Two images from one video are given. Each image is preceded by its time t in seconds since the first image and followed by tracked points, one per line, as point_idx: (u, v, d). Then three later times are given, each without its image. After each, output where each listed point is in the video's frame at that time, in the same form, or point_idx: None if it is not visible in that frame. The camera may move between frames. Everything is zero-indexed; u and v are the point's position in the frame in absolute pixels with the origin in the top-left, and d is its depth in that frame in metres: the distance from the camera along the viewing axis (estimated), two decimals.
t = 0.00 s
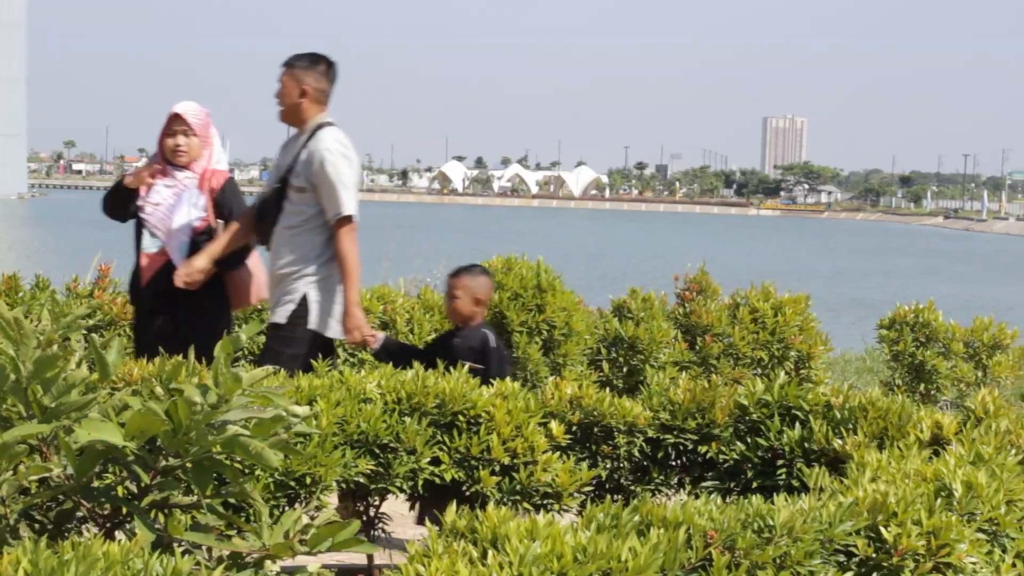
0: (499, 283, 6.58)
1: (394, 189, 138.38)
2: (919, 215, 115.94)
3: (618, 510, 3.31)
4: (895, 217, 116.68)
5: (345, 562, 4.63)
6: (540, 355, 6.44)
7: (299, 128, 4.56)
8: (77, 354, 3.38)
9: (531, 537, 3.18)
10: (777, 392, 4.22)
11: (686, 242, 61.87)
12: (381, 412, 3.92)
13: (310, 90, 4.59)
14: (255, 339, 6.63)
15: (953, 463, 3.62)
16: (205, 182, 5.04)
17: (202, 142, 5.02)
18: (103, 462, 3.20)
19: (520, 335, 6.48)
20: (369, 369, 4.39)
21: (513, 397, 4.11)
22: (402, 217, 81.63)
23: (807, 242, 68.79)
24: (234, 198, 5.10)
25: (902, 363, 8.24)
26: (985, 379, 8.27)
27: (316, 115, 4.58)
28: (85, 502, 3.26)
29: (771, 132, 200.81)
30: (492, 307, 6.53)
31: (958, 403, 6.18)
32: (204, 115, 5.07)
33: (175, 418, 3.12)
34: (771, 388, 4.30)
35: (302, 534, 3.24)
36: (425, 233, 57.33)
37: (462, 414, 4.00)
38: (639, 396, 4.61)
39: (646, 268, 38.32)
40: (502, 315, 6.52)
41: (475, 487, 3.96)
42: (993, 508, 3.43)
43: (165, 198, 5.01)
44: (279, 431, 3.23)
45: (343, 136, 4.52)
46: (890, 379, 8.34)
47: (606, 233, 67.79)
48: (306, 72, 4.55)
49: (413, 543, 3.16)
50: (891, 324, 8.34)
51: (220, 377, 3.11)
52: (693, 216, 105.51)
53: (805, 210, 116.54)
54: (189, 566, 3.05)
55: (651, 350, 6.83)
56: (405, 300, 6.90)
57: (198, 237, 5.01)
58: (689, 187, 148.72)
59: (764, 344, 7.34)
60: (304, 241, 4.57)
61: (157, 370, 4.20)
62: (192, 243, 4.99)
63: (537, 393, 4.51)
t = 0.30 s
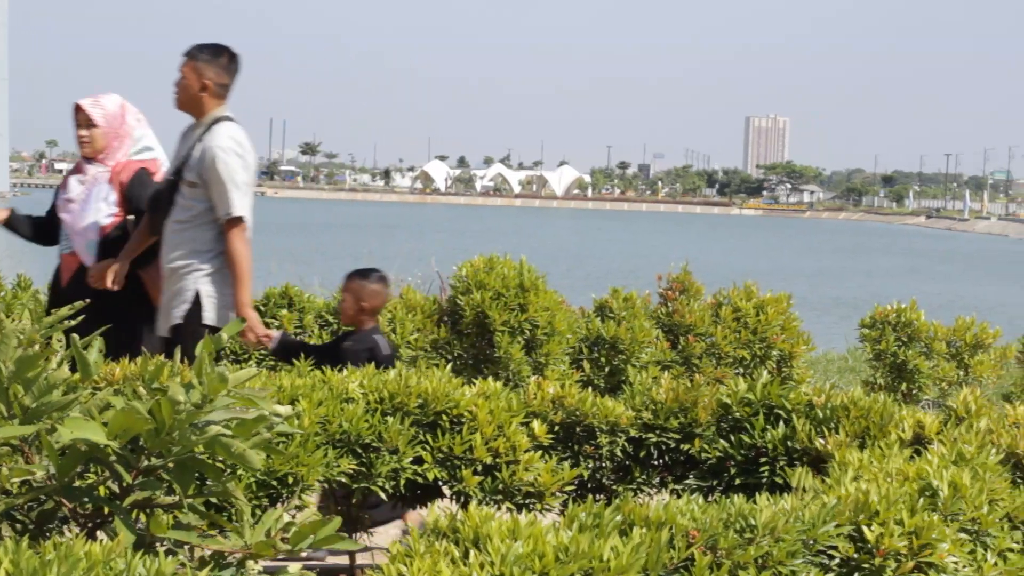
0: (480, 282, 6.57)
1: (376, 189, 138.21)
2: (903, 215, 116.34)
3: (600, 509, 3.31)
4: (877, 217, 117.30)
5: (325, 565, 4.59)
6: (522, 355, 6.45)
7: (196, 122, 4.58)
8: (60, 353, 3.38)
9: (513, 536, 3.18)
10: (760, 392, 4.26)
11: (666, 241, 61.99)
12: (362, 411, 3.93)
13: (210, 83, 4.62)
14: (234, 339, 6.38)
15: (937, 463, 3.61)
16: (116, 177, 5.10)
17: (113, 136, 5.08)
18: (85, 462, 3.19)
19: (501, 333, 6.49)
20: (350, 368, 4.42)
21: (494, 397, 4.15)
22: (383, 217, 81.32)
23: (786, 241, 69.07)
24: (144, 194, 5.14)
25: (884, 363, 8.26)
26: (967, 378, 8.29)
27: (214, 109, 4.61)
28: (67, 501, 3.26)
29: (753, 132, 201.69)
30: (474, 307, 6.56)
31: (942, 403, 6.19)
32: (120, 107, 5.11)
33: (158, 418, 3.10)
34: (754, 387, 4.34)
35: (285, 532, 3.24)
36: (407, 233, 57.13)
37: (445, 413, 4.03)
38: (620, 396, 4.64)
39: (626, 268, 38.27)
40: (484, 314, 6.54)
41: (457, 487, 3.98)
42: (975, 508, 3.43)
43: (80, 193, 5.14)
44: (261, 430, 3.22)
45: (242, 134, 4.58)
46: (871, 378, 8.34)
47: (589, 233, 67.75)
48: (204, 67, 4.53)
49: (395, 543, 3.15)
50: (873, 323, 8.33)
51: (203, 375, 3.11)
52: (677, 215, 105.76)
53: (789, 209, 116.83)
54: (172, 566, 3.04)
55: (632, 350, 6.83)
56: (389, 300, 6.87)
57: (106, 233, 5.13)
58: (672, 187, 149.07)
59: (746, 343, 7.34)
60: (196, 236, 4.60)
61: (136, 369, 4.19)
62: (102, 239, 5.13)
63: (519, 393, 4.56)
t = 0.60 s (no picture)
0: (456, 282, 6.56)
1: (354, 190, 137.68)
2: (878, 216, 116.74)
3: (576, 509, 3.31)
4: (856, 216, 117.82)
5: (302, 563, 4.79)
6: (497, 355, 6.44)
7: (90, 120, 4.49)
8: (34, 354, 3.37)
9: (488, 537, 3.17)
10: (735, 392, 4.34)
11: (641, 242, 61.96)
12: (338, 412, 4.05)
13: (105, 80, 4.55)
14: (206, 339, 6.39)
15: (912, 462, 3.62)
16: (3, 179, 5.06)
17: None
18: (59, 463, 3.18)
19: (477, 334, 6.46)
20: (328, 370, 4.56)
21: (470, 397, 4.27)
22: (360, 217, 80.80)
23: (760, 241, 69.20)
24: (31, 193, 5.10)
25: (859, 363, 8.25)
26: (941, 378, 8.36)
27: (109, 105, 4.51)
28: (42, 502, 3.26)
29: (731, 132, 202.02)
30: (449, 307, 6.54)
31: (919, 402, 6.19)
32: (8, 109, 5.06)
33: (131, 419, 3.10)
34: (728, 387, 4.43)
35: (260, 532, 3.23)
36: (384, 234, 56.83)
37: (421, 413, 4.16)
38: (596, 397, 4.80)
39: (602, 269, 38.06)
40: (459, 314, 6.52)
41: (432, 486, 4.06)
42: (950, 507, 3.44)
43: None
44: (235, 431, 3.21)
45: (137, 130, 4.49)
46: (845, 378, 8.34)
47: (564, 232, 67.54)
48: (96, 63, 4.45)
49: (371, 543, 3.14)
50: (849, 323, 8.36)
51: (177, 376, 3.10)
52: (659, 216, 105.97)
53: (765, 210, 117.09)
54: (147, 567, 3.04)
55: (608, 349, 6.84)
56: (364, 299, 6.92)
57: None
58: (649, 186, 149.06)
59: (722, 343, 7.33)
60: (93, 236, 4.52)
61: (115, 369, 4.18)
62: None
63: (496, 393, 4.67)
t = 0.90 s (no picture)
0: (435, 283, 6.53)
1: (334, 190, 137.22)
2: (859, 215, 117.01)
3: (555, 510, 3.32)
4: (836, 215, 118.21)
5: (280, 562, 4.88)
6: (475, 354, 6.43)
7: None
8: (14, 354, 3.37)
9: (467, 537, 3.17)
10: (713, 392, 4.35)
11: (618, 241, 61.92)
12: (316, 411, 4.07)
13: None
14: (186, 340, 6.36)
15: (889, 462, 3.63)
16: None
17: None
18: (38, 464, 3.18)
19: (455, 334, 6.45)
20: (306, 370, 4.59)
21: (448, 398, 4.28)
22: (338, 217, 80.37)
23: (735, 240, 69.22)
24: None
25: (836, 363, 8.26)
26: (919, 378, 8.35)
27: None
28: (19, 502, 3.26)
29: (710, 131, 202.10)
30: (428, 307, 6.54)
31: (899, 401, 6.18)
32: None
33: (111, 419, 3.10)
34: (706, 388, 4.46)
35: (240, 534, 3.23)
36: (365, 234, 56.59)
37: (400, 413, 4.17)
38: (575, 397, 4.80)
39: (577, 268, 37.89)
40: (438, 315, 6.51)
41: (410, 487, 4.07)
42: (928, 507, 3.45)
43: None
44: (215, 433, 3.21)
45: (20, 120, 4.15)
46: (823, 377, 8.35)
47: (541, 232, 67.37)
48: None
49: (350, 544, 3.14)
50: (826, 323, 8.38)
51: (157, 377, 3.10)
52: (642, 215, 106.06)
53: (744, 210, 117.16)
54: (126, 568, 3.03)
55: (586, 349, 6.86)
56: (343, 300, 6.92)
57: None
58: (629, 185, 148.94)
59: (701, 343, 7.30)
60: None
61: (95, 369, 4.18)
62: None
63: (474, 393, 4.67)
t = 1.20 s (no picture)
0: (414, 282, 6.59)
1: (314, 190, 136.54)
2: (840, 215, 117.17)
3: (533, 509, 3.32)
4: (819, 215, 118.32)
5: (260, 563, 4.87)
6: (454, 354, 6.43)
7: None
8: None
9: (445, 537, 3.17)
10: (692, 391, 4.38)
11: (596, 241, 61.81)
12: (295, 412, 4.12)
13: None
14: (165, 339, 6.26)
15: (868, 462, 3.64)
16: None
17: None
18: (16, 463, 3.18)
19: (433, 333, 6.47)
20: (285, 370, 4.63)
21: (427, 397, 4.30)
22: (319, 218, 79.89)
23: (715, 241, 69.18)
24: None
25: (816, 362, 8.26)
26: (898, 377, 8.38)
27: None
28: None
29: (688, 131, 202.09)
30: (407, 306, 6.57)
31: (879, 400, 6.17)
32: None
33: (88, 419, 3.09)
34: (684, 387, 4.48)
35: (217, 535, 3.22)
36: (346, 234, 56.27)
37: (378, 413, 4.19)
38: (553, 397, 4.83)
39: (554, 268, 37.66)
40: (416, 314, 6.56)
41: (389, 486, 4.07)
42: (906, 506, 3.45)
43: None
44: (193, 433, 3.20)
45: None
46: (803, 377, 8.35)
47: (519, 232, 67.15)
48: None
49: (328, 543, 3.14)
50: (805, 323, 8.38)
51: (135, 377, 3.09)
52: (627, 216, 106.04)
53: (729, 210, 117.21)
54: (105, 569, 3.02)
55: (565, 349, 6.84)
56: (321, 299, 6.96)
57: None
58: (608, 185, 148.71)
59: (679, 343, 7.30)
60: None
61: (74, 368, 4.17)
62: None
63: (454, 393, 4.69)
